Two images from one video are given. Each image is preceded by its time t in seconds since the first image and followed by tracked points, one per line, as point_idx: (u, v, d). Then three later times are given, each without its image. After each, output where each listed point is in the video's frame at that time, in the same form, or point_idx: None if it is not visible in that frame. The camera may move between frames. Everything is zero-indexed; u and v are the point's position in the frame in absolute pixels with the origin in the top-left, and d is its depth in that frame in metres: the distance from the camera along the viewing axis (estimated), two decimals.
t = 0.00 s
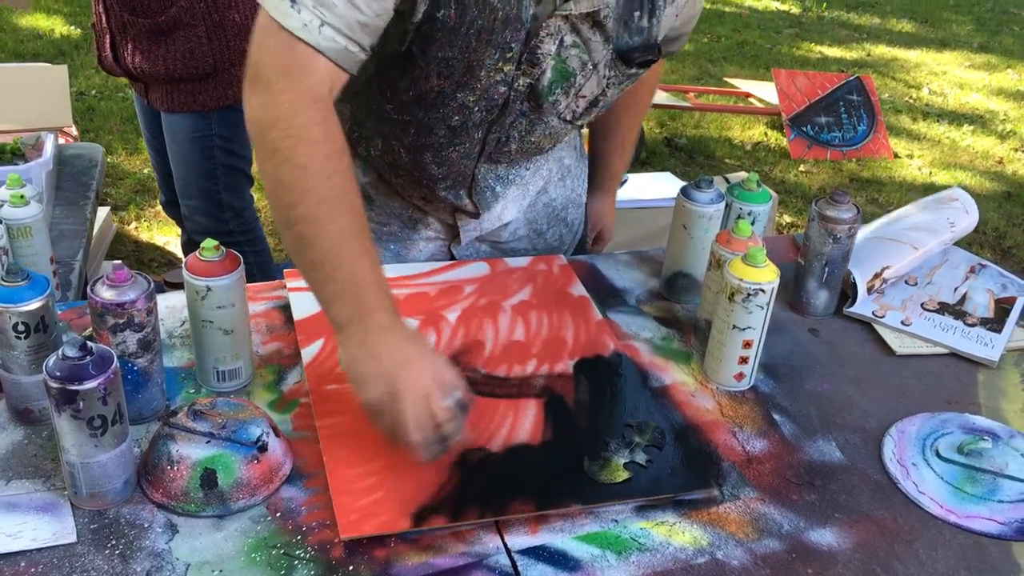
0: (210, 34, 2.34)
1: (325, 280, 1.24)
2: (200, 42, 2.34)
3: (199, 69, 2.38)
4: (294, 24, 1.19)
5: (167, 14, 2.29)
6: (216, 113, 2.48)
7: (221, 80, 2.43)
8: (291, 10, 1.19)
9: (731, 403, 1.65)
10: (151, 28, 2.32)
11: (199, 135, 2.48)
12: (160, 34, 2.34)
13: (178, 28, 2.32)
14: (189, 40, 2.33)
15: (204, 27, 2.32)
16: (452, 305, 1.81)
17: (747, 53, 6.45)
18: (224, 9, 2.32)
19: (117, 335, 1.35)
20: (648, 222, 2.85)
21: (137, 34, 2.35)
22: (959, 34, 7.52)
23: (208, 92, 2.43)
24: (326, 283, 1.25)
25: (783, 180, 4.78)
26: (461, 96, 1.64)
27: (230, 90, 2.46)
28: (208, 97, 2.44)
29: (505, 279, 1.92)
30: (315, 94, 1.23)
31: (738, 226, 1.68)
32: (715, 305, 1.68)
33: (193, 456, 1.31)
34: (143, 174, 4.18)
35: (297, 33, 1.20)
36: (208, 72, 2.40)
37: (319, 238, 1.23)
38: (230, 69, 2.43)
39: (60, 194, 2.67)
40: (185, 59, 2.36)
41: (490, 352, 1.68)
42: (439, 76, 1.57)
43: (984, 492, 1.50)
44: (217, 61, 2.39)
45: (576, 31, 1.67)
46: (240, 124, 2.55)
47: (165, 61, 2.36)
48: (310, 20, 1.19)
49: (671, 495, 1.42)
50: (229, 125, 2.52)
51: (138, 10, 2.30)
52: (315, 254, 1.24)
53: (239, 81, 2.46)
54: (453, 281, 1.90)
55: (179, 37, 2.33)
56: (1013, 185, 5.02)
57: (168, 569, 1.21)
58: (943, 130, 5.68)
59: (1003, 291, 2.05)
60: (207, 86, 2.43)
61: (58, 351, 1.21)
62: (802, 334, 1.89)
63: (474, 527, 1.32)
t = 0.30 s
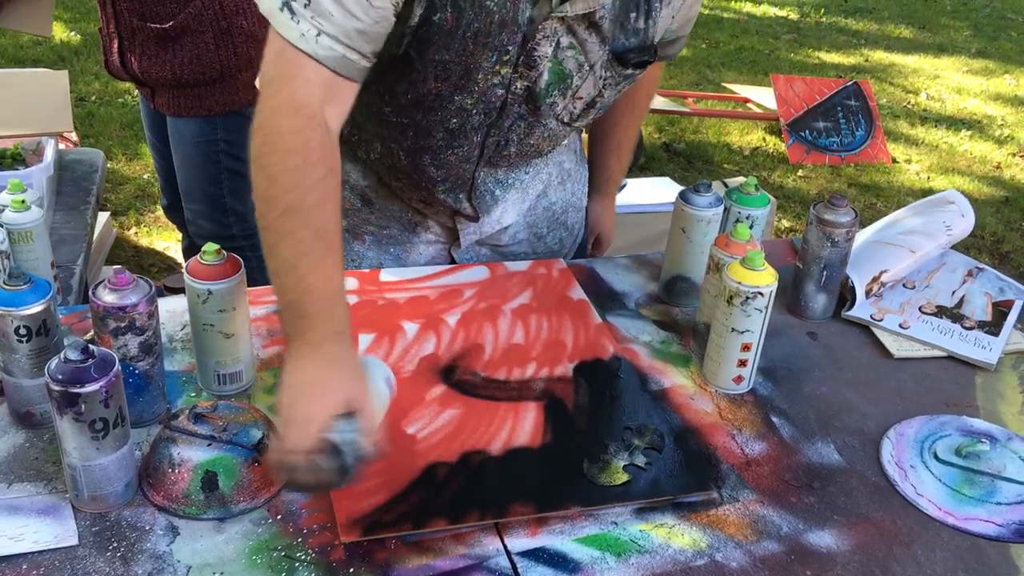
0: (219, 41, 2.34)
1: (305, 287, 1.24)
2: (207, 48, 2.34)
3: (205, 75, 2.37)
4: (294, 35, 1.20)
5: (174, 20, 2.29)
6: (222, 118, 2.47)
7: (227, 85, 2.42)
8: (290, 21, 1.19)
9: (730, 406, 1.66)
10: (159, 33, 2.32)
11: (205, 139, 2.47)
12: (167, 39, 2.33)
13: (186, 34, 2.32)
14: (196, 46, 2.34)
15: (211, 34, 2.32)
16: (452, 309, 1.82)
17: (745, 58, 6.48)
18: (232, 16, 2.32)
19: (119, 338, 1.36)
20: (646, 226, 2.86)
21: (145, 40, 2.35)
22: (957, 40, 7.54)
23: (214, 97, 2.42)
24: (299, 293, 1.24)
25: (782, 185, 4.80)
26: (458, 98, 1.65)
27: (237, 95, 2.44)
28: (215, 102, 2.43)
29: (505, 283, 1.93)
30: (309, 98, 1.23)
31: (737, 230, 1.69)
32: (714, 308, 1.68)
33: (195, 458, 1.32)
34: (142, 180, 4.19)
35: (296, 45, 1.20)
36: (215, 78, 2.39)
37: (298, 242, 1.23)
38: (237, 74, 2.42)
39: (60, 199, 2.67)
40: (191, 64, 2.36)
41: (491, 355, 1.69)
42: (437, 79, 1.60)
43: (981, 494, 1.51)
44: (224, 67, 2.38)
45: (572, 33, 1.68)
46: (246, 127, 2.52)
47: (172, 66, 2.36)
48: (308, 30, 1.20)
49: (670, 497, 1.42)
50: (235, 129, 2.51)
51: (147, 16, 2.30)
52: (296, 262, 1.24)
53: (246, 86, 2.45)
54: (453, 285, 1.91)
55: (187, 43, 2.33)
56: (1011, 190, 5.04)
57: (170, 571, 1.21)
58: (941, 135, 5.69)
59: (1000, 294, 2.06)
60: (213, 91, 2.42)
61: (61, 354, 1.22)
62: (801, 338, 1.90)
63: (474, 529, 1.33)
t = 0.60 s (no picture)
0: (231, 45, 2.26)
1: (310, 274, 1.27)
2: (220, 53, 2.27)
3: (219, 79, 2.31)
4: (283, 22, 1.22)
5: (187, 25, 2.23)
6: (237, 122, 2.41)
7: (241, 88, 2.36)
8: (280, 9, 1.22)
9: (732, 405, 1.66)
10: (171, 39, 2.25)
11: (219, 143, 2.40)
12: (181, 45, 2.27)
13: (198, 39, 2.25)
14: (209, 51, 2.27)
15: (224, 39, 2.25)
16: (454, 308, 1.82)
17: (746, 58, 6.48)
18: (244, 20, 2.24)
19: (123, 338, 1.36)
20: (648, 226, 2.87)
21: (160, 45, 2.29)
22: (958, 39, 7.54)
23: (227, 99, 2.37)
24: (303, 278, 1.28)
25: (783, 185, 4.80)
26: (460, 94, 1.65)
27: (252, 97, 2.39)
28: (228, 105, 2.37)
29: (506, 282, 1.94)
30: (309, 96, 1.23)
31: (738, 229, 1.69)
32: (716, 307, 1.69)
33: (198, 458, 1.33)
34: (144, 181, 4.19)
35: (285, 32, 1.22)
36: (229, 81, 2.33)
37: (295, 232, 1.24)
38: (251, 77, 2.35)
39: (63, 200, 2.68)
40: (205, 70, 2.29)
41: (493, 354, 1.69)
42: (437, 74, 1.60)
43: (983, 493, 1.51)
44: (237, 70, 2.32)
45: (575, 28, 1.67)
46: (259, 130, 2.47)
47: (186, 72, 2.30)
48: (297, 17, 1.22)
49: (672, 496, 1.42)
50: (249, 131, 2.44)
51: (161, 23, 2.25)
52: (297, 250, 1.24)
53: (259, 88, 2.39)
54: (455, 284, 1.91)
55: (199, 48, 2.27)
56: (1013, 190, 5.04)
57: (174, 569, 1.22)
58: (942, 135, 5.69)
59: (1002, 293, 2.06)
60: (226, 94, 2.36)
61: (65, 354, 1.22)
62: (802, 337, 1.90)
63: (477, 528, 1.33)
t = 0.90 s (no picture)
0: (227, 53, 2.26)
1: (321, 256, 1.31)
2: (217, 62, 2.27)
3: (216, 90, 2.30)
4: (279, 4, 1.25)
5: (182, 37, 2.23)
6: (237, 129, 2.40)
7: (242, 97, 2.35)
8: None
9: (735, 404, 1.66)
10: (169, 51, 2.27)
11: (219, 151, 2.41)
12: (179, 57, 2.28)
13: (195, 50, 2.26)
14: (206, 62, 2.27)
15: (220, 48, 2.25)
16: (456, 307, 1.82)
17: (747, 56, 6.47)
18: (239, 28, 2.23)
19: (125, 337, 1.36)
20: (650, 224, 2.87)
21: (161, 58, 2.31)
22: (960, 37, 7.53)
23: (228, 109, 2.37)
24: (314, 266, 1.31)
25: (785, 183, 4.79)
26: (465, 84, 1.66)
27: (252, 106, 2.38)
28: (229, 115, 2.37)
29: (508, 281, 1.93)
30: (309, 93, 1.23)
31: (741, 227, 1.69)
32: (719, 306, 1.68)
33: (200, 456, 1.32)
34: (145, 180, 4.19)
35: (280, 14, 1.25)
36: (228, 91, 2.32)
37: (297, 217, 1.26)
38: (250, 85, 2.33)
39: (65, 199, 2.68)
40: (202, 80, 2.29)
41: (495, 353, 1.69)
42: (442, 64, 1.61)
43: (986, 491, 1.50)
44: (235, 80, 2.31)
45: (578, 20, 1.66)
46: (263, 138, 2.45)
47: (184, 82, 2.31)
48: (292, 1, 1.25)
49: (675, 494, 1.42)
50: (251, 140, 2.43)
51: (160, 35, 2.27)
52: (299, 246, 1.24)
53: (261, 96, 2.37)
54: (457, 283, 1.91)
55: (197, 59, 2.27)
56: (1015, 188, 5.03)
57: (176, 569, 1.22)
58: (944, 133, 5.68)
59: (1005, 291, 2.06)
60: (226, 104, 2.36)
61: (67, 353, 1.22)
62: (805, 335, 1.89)
63: (480, 527, 1.33)
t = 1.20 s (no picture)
0: (221, 53, 2.27)
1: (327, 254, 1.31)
2: (210, 62, 2.28)
3: (209, 88, 2.31)
4: None
5: (175, 37, 2.24)
6: (231, 129, 2.41)
7: (236, 96, 2.35)
8: None
9: (737, 403, 1.65)
10: (162, 51, 2.27)
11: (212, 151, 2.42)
12: (172, 57, 2.29)
13: (189, 49, 2.27)
14: (200, 61, 2.28)
15: (214, 47, 2.26)
16: (457, 306, 1.82)
17: (748, 54, 6.46)
18: (232, 27, 2.24)
19: (125, 338, 1.36)
20: (652, 223, 2.86)
21: (155, 58, 2.32)
22: (961, 35, 7.52)
23: (221, 109, 2.36)
24: (323, 261, 1.32)
25: (787, 181, 4.78)
26: (470, 77, 1.65)
27: (245, 105, 2.38)
28: (222, 114, 2.37)
29: (510, 280, 1.93)
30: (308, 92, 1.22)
31: (743, 226, 1.68)
32: (721, 305, 1.68)
33: (201, 457, 1.31)
34: (146, 179, 4.19)
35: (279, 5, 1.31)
36: (222, 90, 2.32)
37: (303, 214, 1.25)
38: (244, 84, 2.34)
39: (65, 198, 2.68)
40: (196, 80, 2.30)
41: (497, 352, 1.69)
42: (447, 57, 1.61)
43: (990, 490, 1.50)
44: (228, 79, 2.31)
45: (585, 13, 1.67)
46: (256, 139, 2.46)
47: (177, 82, 2.31)
48: None
49: (677, 495, 1.42)
50: (244, 139, 2.43)
51: (153, 35, 2.26)
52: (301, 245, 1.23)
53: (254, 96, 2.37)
54: (458, 283, 1.90)
55: (191, 58, 2.28)
56: (1017, 185, 5.02)
57: (178, 570, 1.21)
58: (946, 130, 5.67)
59: (1008, 290, 2.05)
60: (219, 104, 2.36)
61: (67, 353, 1.22)
62: (807, 334, 1.89)
63: (481, 527, 1.33)
